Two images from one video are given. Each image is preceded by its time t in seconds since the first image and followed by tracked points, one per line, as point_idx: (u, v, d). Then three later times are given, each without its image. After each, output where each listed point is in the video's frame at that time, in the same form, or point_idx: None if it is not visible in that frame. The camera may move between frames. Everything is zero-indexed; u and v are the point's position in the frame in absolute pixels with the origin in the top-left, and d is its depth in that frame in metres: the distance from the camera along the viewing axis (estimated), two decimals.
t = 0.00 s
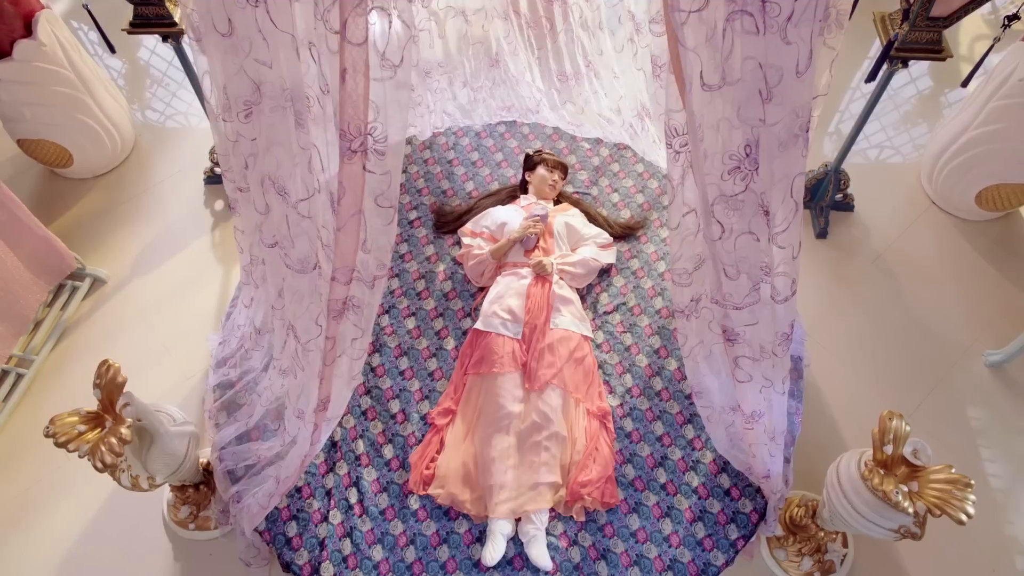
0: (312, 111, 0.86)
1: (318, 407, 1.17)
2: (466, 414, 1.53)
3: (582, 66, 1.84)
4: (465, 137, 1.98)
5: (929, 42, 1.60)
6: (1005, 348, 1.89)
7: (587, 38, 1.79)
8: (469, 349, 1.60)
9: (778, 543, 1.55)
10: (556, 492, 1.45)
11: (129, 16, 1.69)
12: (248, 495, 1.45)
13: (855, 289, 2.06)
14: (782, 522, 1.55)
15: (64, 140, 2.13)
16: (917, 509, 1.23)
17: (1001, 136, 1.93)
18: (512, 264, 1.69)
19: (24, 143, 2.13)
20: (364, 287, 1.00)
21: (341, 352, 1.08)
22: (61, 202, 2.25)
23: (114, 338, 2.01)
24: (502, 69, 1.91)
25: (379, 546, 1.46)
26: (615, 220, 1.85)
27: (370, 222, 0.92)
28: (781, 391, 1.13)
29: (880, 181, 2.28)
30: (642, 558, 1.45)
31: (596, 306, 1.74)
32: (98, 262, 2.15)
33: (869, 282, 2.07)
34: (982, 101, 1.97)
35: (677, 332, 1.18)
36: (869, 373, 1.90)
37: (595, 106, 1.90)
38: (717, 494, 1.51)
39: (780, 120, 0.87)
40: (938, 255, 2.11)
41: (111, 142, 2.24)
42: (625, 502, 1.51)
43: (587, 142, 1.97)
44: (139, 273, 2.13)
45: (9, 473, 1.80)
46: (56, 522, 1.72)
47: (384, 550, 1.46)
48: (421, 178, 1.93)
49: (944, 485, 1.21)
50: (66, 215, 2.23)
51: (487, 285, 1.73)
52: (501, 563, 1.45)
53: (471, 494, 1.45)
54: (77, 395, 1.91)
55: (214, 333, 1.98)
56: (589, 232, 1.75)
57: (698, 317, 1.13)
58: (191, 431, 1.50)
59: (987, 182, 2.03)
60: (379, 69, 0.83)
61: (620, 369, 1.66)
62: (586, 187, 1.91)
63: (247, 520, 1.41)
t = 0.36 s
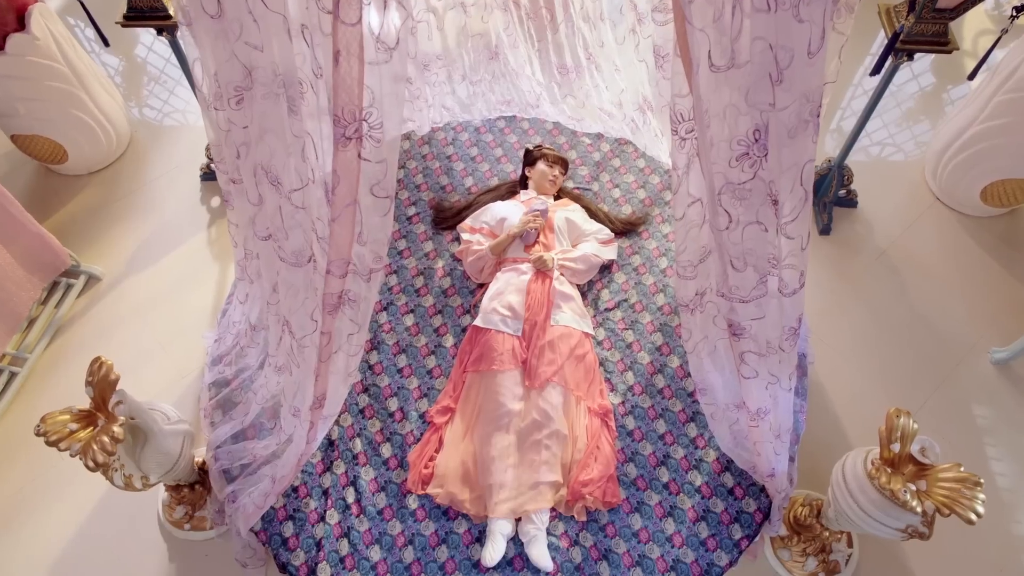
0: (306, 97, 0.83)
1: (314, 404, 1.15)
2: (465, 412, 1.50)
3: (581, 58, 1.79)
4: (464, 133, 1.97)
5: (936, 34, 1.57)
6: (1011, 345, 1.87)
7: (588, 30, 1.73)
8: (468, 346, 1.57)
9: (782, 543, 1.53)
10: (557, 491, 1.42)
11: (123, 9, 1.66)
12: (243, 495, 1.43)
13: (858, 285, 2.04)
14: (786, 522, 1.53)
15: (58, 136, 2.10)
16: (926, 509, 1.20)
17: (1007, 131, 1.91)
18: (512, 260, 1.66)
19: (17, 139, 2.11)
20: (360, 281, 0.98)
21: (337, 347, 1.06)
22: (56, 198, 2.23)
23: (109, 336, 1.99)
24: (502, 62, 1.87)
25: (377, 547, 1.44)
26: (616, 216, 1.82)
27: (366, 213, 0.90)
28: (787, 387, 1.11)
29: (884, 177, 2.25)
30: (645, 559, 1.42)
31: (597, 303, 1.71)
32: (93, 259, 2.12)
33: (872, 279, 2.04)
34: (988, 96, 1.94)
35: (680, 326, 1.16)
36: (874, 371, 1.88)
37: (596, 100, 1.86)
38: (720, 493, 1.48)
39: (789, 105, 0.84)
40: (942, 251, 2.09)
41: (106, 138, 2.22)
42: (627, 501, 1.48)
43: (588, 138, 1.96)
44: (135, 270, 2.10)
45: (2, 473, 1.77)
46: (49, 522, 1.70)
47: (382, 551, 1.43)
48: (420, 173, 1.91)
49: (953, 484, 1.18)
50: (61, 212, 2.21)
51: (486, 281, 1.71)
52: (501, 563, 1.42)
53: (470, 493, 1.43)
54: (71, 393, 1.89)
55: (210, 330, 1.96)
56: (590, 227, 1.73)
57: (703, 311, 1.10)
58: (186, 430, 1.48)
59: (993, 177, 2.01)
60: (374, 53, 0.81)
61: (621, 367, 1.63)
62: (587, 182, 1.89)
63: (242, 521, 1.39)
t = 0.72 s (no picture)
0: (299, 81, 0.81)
1: (310, 401, 1.12)
2: (464, 410, 1.48)
3: (582, 50, 1.79)
4: (463, 128, 1.94)
5: (942, 26, 1.55)
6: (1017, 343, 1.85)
7: (589, 22, 1.74)
8: (468, 344, 1.55)
9: (786, 543, 1.51)
10: (558, 490, 1.40)
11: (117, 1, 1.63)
12: (239, 495, 1.40)
13: (861, 282, 2.01)
14: (790, 521, 1.50)
15: (52, 132, 2.08)
16: (934, 508, 1.18)
17: (1012, 126, 1.89)
18: (512, 256, 1.64)
19: (11, 135, 2.08)
20: (356, 274, 0.96)
21: (333, 343, 1.03)
22: (50, 195, 2.21)
23: (103, 333, 1.96)
24: (501, 55, 1.85)
25: (375, 547, 1.41)
26: (618, 212, 1.80)
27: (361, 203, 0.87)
28: (794, 383, 1.09)
29: (887, 173, 2.23)
30: (647, 559, 1.40)
31: (597, 300, 1.69)
32: (88, 256, 2.10)
33: (875, 276, 2.02)
34: (992, 91, 1.92)
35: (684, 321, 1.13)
36: (878, 369, 1.86)
37: (596, 94, 1.85)
38: (724, 492, 1.46)
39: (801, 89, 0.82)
40: (946, 248, 2.06)
41: (101, 134, 2.19)
42: (629, 501, 1.46)
43: (589, 133, 1.93)
44: (130, 267, 2.08)
45: None
46: (42, 522, 1.67)
47: (380, 551, 1.41)
48: (418, 169, 1.88)
49: (962, 482, 1.16)
50: (56, 208, 2.18)
51: (485, 278, 1.68)
52: (501, 564, 1.40)
53: (470, 493, 1.41)
54: (65, 392, 1.86)
55: (205, 327, 1.94)
56: (591, 223, 1.70)
57: (709, 305, 1.07)
58: (180, 428, 1.45)
59: (998, 172, 1.99)
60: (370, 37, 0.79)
61: (623, 364, 1.61)
62: (588, 178, 1.86)
63: (238, 521, 1.37)
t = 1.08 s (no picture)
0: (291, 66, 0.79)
1: (305, 399, 1.10)
2: (463, 408, 1.46)
3: (583, 42, 1.75)
4: (462, 123, 1.92)
5: (948, 18, 1.53)
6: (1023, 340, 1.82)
7: (590, 12, 1.69)
8: (468, 341, 1.53)
9: (790, 543, 1.48)
10: (559, 490, 1.38)
11: None
12: (234, 494, 1.38)
13: (865, 279, 1.99)
14: (795, 521, 1.48)
15: (46, 127, 2.05)
16: (943, 507, 1.16)
17: (1018, 120, 1.86)
18: (512, 252, 1.61)
19: (5, 130, 2.06)
20: (351, 267, 0.95)
21: (328, 338, 1.01)
22: (44, 191, 2.18)
23: (97, 331, 1.94)
24: (501, 47, 1.84)
25: (372, 547, 1.39)
26: (619, 207, 1.78)
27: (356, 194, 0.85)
28: (801, 379, 1.06)
29: (890, 169, 2.20)
30: (649, 560, 1.37)
31: (598, 297, 1.66)
32: (83, 253, 2.07)
33: (880, 272, 1.99)
34: (997, 85, 1.89)
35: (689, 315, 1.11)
36: (882, 366, 1.83)
37: (597, 87, 1.81)
38: (728, 491, 1.43)
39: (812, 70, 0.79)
40: (951, 244, 2.04)
41: (96, 130, 2.17)
42: (631, 500, 1.43)
43: (590, 127, 1.91)
44: (125, 264, 2.05)
45: None
46: (35, 522, 1.65)
47: (378, 552, 1.38)
48: (417, 164, 1.86)
49: (971, 481, 1.14)
50: (50, 205, 2.16)
51: (485, 275, 1.66)
52: (501, 565, 1.38)
53: (469, 493, 1.38)
54: (58, 390, 1.84)
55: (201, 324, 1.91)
56: (592, 218, 1.68)
57: (714, 299, 1.05)
58: (174, 427, 1.43)
59: (1003, 167, 1.96)
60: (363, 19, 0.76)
61: (625, 362, 1.58)
62: (589, 173, 1.84)
63: (233, 521, 1.34)
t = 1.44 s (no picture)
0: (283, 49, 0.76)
1: (300, 395, 1.07)
2: (462, 405, 1.43)
3: (584, 33, 1.77)
4: (461, 117, 1.89)
5: (954, 9, 1.51)
6: None
7: (591, 5, 1.71)
8: (467, 337, 1.50)
9: (794, 543, 1.46)
10: (559, 489, 1.35)
11: None
12: (228, 494, 1.35)
13: (869, 275, 1.96)
14: (799, 521, 1.46)
15: (40, 122, 2.03)
16: (953, 506, 1.13)
17: None
18: (511, 248, 1.59)
19: None
20: (345, 258, 0.93)
21: (322, 332, 0.99)
22: (38, 188, 2.15)
23: (91, 328, 1.91)
24: (501, 39, 1.83)
25: (369, 548, 1.36)
26: (620, 202, 1.75)
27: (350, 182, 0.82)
28: (807, 374, 1.04)
29: (894, 165, 2.18)
30: (652, 560, 1.35)
31: (599, 292, 1.64)
32: (77, 250, 2.05)
33: (884, 268, 1.97)
34: (1003, 79, 1.87)
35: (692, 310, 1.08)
36: (886, 363, 1.81)
37: (598, 80, 1.82)
38: (731, 490, 1.41)
39: (823, 49, 0.77)
40: (955, 240, 2.02)
41: (91, 125, 2.15)
42: (633, 499, 1.41)
43: (590, 122, 1.88)
44: (120, 261, 2.03)
45: None
46: (27, 523, 1.61)
47: (375, 552, 1.36)
48: (415, 159, 1.83)
49: (981, 479, 1.12)
50: (44, 201, 2.13)
51: (484, 271, 1.64)
52: (500, 566, 1.35)
53: (468, 492, 1.35)
54: (51, 388, 1.81)
55: (196, 321, 1.89)
56: (592, 213, 1.66)
57: (719, 292, 1.03)
58: (168, 425, 1.40)
59: (1009, 162, 1.94)
60: None
61: (626, 358, 1.56)
62: (589, 168, 1.81)
63: (227, 521, 1.32)
